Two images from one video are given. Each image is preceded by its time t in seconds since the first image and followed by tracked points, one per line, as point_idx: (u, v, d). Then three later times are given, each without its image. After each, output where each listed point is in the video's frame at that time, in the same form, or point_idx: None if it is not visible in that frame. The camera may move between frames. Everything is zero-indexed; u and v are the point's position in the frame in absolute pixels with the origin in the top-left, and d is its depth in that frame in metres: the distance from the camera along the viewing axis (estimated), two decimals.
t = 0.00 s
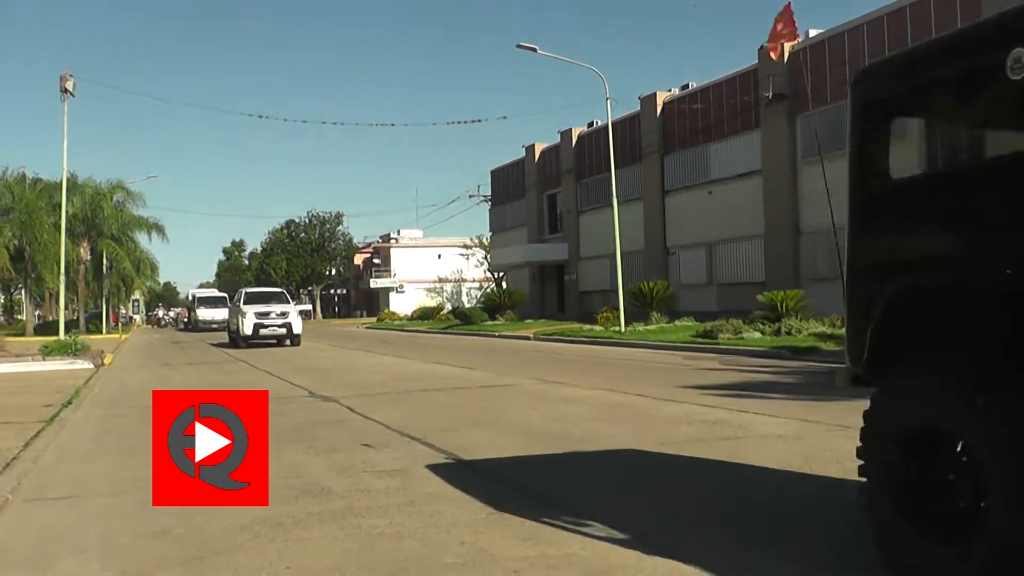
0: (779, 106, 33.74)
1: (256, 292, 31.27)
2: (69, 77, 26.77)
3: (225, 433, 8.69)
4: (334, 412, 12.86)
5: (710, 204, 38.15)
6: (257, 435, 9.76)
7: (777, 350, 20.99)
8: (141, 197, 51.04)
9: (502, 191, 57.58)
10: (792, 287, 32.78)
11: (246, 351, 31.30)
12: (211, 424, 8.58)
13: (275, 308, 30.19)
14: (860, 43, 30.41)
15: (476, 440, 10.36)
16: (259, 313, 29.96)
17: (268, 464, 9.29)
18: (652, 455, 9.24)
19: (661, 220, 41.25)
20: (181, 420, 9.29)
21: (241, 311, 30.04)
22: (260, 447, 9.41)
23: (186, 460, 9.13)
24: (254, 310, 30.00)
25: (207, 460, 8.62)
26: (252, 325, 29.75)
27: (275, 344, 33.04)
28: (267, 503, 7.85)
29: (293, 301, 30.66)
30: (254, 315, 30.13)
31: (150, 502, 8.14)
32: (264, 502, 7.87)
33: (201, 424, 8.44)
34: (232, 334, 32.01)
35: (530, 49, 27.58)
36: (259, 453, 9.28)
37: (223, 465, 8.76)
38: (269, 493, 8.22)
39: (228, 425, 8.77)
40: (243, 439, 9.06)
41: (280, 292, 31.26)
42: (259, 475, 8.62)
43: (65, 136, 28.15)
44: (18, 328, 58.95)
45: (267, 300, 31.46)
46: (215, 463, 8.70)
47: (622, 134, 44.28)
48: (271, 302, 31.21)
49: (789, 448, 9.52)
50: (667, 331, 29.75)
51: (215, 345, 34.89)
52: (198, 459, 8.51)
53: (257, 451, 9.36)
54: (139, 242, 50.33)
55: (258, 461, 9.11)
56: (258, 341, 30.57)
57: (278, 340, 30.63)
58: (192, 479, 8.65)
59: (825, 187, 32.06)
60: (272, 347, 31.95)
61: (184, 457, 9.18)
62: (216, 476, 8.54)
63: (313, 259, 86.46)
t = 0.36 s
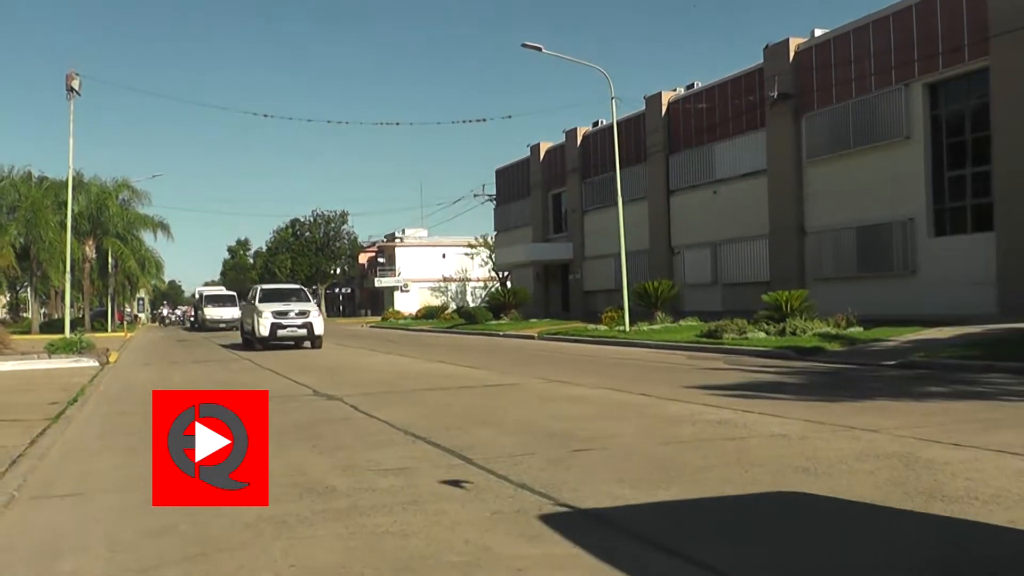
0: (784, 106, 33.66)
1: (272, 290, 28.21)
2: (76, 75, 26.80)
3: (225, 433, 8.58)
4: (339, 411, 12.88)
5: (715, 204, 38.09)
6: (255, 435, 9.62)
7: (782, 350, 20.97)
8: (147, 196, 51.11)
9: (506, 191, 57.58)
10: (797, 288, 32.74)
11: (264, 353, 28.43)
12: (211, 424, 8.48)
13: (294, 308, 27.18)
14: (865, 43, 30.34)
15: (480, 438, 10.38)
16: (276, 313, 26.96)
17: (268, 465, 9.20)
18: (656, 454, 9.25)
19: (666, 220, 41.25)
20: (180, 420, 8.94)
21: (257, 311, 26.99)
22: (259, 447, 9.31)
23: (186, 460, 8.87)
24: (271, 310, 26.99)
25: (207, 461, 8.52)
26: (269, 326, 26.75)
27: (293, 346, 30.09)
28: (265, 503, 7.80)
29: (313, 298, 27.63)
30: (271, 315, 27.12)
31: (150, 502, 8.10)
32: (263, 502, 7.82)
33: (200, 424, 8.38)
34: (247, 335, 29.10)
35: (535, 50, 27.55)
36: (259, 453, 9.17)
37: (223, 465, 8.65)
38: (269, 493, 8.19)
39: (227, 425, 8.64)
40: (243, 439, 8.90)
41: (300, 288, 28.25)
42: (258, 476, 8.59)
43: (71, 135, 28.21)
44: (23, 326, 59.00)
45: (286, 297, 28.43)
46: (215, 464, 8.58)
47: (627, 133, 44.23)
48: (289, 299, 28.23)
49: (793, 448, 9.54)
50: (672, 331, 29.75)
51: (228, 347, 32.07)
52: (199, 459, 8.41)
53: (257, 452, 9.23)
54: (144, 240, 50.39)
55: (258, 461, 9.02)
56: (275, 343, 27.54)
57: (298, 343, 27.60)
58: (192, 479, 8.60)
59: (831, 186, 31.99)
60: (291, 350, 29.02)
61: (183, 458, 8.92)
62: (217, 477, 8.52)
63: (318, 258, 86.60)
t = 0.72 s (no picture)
0: (788, 105, 33.63)
1: (290, 286, 25.61)
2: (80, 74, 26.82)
3: (225, 433, 8.68)
4: (343, 409, 12.89)
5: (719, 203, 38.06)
6: (256, 437, 9.70)
7: (786, 350, 20.92)
8: (151, 195, 51.20)
9: (510, 190, 57.61)
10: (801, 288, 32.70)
11: (281, 355, 25.78)
12: (211, 424, 8.58)
13: (316, 305, 24.53)
14: (869, 42, 30.30)
15: (484, 438, 10.37)
16: (296, 311, 24.31)
17: (268, 465, 9.21)
18: (660, 453, 9.25)
19: (670, 220, 41.24)
20: (181, 421, 9.08)
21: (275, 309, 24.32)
22: (259, 448, 9.36)
23: (186, 460, 8.90)
24: (291, 308, 24.32)
25: (207, 460, 8.55)
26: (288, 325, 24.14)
27: (311, 350, 27.47)
28: (264, 503, 7.75)
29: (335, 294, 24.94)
30: (290, 312, 24.47)
31: (149, 502, 8.05)
32: (263, 502, 7.78)
33: (200, 424, 8.49)
34: (262, 336, 26.44)
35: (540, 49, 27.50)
36: (259, 453, 9.23)
37: (223, 465, 8.67)
38: (269, 492, 8.18)
39: (227, 425, 8.74)
40: (243, 439, 9.01)
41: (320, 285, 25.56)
42: (258, 476, 8.59)
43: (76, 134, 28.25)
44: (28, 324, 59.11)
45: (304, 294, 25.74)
46: (215, 464, 8.59)
47: (631, 132, 44.19)
48: (307, 297, 25.60)
49: (797, 448, 9.53)
50: (676, 330, 29.71)
51: (239, 348, 29.35)
52: (198, 459, 8.47)
53: (257, 453, 9.28)
54: (148, 239, 50.45)
55: (258, 461, 9.05)
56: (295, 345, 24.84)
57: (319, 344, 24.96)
58: (192, 479, 8.59)
59: (835, 186, 31.95)
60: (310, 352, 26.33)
61: (183, 458, 8.98)
62: (215, 476, 8.51)
63: (321, 257, 87.46)
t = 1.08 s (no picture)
0: (793, 103, 33.58)
1: (313, 282, 23.07)
2: (84, 73, 26.85)
3: (225, 433, 8.57)
4: (348, 408, 12.88)
5: (724, 201, 38.00)
6: (255, 437, 9.68)
7: (791, 350, 20.87)
8: (156, 193, 51.18)
9: (514, 189, 57.62)
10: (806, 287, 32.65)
11: (303, 358, 23.23)
12: (211, 424, 8.47)
13: (343, 304, 21.88)
14: (874, 40, 30.23)
15: (489, 437, 10.35)
16: (321, 310, 21.67)
17: (268, 466, 9.18)
18: (666, 453, 9.22)
19: (675, 219, 41.18)
20: (180, 420, 8.95)
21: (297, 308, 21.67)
22: (259, 449, 9.35)
23: (186, 459, 8.89)
24: (315, 307, 21.65)
25: (207, 461, 8.50)
26: (312, 327, 21.52)
27: (333, 352, 24.87)
28: (263, 503, 7.74)
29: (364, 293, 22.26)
30: (313, 312, 21.80)
31: (149, 502, 8.05)
32: (262, 502, 7.77)
33: (200, 424, 8.40)
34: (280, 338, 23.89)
35: (545, 47, 27.43)
36: (259, 454, 9.20)
37: (223, 465, 8.60)
38: (269, 493, 8.15)
39: (227, 425, 8.60)
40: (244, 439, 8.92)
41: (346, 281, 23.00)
42: (258, 476, 8.57)
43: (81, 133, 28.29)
44: (33, 322, 59.18)
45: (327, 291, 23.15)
46: (216, 464, 8.54)
47: (636, 131, 44.14)
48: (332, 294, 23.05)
49: (802, 447, 9.50)
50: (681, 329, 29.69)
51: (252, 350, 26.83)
52: (199, 459, 8.40)
53: (257, 454, 9.25)
54: (153, 238, 50.52)
55: (258, 462, 9.01)
56: (319, 348, 22.18)
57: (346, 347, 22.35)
58: (192, 479, 8.59)
59: (840, 184, 31.89)
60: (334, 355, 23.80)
61: (182, 457, 8.94)
62: (216, 477, 8.49)
63: (326, 255, 87.02)
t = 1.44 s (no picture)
0: (799, 103, 33.52)
1: (341, 279, 20.31)
2: (92, 75, 26.91)
3: (225, 433, 8.56)
4: (354, 408, 12.89)
5: (731, 201, 37.94)
6: (255, 437, 9.65)
7: (798, 350, 20.84)
8: (163, 194, 51.39)
9: (521, 189, 57.64)
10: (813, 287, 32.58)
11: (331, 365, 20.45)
12: (211, 424, 8.46)
13: (378, 305, 18.96)
14: (881, 40, 30.16)
15: (497, 437, 10.35)
16: (353, 310, 18.77)
17: (268, 466, 9.20)
18: (673, 453, 9.21)
19: (681, 219, 41.14)
20: (180, 420, 8.90)
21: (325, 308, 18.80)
22: (259, 448, 9.35)
23: (186, 459, 8.86)
24: (346, 307, 18.76)
25: (207, 461, 8.49)
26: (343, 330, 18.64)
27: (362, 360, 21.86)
28: (263, 504, 7.75)
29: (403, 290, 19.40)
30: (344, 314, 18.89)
31: (150, 502, 8.06)
32: (262, 502, 7.78)
33: (200, 424, 8.40)
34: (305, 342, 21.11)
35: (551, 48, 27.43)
36: (259, 452, 9.23)
37: (224, 465, 8.59)
38: (269, 493, 8.16)
39: (227, 424, 8.59)
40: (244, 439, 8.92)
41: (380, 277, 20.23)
42: (258, 476, 8.56)
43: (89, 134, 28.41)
44: (41, 323, 59.35)
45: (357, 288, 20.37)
46: (215, 464, 8.54)
47: (642, 131, 44.13)
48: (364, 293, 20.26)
49: (810, 448, 9.48)
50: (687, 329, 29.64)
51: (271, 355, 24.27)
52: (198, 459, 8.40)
53: (256, 453, 9.24)
54: (160, 238, 50.67)
55: (258, 462, 9.01)
56: (350, 354, 19.31)
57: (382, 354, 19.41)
58: (192, 479, 8.58)
59: (847, 184, 31.81)
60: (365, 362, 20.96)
61: (182, 457, 8.91)
62: (216, 477, 8.49)
63: (333, 256, 87.10)
